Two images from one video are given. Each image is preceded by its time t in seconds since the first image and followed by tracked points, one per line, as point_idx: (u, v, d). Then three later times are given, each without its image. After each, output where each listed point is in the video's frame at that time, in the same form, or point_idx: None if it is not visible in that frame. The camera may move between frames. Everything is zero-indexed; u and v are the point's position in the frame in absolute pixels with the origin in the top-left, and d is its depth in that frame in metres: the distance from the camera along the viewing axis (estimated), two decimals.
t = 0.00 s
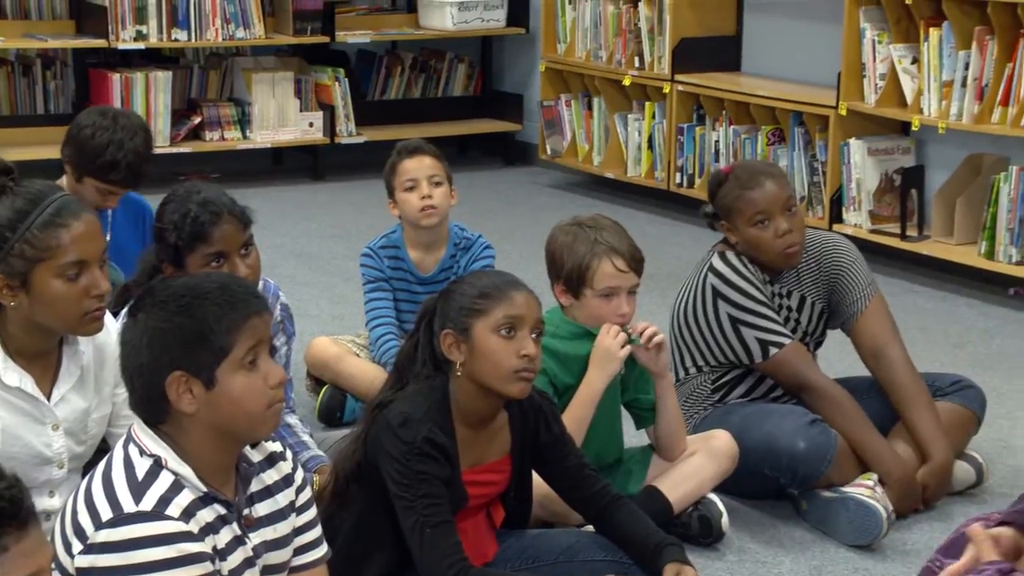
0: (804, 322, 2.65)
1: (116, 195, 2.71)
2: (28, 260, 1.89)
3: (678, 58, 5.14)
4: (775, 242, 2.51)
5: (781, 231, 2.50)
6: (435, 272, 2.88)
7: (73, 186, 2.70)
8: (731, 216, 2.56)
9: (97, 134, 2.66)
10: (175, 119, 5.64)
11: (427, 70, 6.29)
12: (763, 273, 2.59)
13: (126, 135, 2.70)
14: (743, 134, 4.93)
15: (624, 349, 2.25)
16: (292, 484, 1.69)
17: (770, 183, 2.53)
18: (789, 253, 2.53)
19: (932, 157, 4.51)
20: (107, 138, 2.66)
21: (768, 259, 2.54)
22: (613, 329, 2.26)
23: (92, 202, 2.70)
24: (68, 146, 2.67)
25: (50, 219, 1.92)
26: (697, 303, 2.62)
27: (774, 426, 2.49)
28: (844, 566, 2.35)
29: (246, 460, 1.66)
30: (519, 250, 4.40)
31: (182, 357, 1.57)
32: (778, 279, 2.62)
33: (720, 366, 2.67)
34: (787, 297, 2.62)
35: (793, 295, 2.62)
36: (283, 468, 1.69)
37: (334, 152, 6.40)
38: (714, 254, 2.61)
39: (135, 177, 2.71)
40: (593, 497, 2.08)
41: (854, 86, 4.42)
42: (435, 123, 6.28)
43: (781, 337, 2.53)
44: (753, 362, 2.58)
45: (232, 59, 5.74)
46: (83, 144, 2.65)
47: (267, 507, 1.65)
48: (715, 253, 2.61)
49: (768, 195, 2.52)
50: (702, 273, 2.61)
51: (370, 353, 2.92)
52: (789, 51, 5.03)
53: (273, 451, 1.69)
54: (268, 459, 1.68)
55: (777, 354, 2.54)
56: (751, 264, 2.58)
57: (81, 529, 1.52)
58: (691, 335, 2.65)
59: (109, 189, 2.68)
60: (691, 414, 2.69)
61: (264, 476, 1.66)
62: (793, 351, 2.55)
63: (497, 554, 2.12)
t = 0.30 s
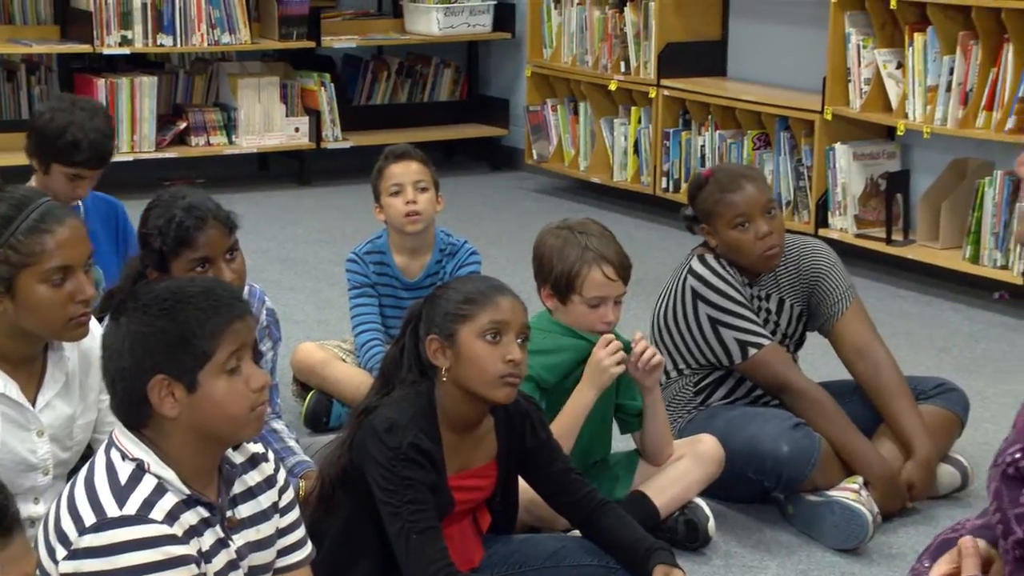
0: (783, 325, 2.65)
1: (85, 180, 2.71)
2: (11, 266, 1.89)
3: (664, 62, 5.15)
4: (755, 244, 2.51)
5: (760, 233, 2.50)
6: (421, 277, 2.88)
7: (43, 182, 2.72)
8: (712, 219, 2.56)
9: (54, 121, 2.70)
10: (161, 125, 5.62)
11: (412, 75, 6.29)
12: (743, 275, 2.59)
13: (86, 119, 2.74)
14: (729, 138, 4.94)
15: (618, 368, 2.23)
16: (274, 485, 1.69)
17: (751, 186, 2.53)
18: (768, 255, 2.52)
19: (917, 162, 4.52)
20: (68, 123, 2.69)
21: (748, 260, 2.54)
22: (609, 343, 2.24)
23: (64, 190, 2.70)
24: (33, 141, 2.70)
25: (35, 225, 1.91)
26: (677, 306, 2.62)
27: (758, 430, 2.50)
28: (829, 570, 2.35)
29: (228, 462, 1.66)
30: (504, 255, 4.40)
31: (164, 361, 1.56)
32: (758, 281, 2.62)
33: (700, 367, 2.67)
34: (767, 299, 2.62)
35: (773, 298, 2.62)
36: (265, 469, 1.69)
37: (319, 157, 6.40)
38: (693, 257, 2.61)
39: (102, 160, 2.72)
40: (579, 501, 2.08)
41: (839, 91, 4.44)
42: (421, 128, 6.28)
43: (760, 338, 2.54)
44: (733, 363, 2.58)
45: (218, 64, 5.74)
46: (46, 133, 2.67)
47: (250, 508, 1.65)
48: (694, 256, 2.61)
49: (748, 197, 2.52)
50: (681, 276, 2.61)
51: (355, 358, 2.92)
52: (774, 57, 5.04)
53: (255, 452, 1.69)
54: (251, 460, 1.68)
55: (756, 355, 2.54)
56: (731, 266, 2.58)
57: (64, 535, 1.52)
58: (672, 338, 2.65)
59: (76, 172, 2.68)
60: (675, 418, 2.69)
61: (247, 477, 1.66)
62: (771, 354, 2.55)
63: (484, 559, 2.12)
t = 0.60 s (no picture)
0: (775, 330, 2.66)
1: (64, 167, 2.81)
2: None
3: (651, 66, 5.15)
4: (751, 251, 2.51)
5: (757, 241, 2.50)
6: (408, 281, 2.88)
7: (27, 180, 2.82)
8: (709, 223, 2.55)
9: (27, 114, 2.82)
10: (148, 128, 5.59)
11: (400, 79, 6.29)
12: (737, 281, 2.59)
13: (58, 108, 2.85)
14: (716, 142, 4.94)
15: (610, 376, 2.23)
16: (264, 494, 1.68)
17: (751, 193, 2.53)
18: (763, 262, 2.52)
19: (903, 166, 4.53)
20: (40, 114, 2.81)
21: (742, 266, 2.54)
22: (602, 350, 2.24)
23: (45, 180, 2.79)
24: (10, 140, 2.82)
25: (20, 228, 1.90)
26: (668, 310, 2.62)
27: (746, 433, 2.51)
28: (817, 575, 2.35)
29: (220, 469, 1.65)
30: (492, 258, 4.40)
31: (157, 365, 1.56)
32: (750, 285, 2.62)
33: (692, 372, 2.67)
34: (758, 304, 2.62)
35: (764, 301, 2.63)
36: (256, 477, 1.68)
37: (306, 161, 6.39)
38: (688, 261, 2.61)
39: (77, 144, 2.83)
40: (567, 504, 2.08)
41: (827, 94, 4.45)
42: (409, 132, 6.27)
43: (752, 346, 2.54)
44: (724, 371, 2.59)
45: (204, 68, 5.72)
46: (21, 127, 2.79)
47: (240, 516, 1.64)
48: (689, 260, 2.61)
49: (748, 204, 2.51)
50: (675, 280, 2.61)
51: (343, 362, 2.92)
52: (760, 61, 5.05)
53: (246, 460, 1.68)
54: (242, 469, 1.67)
55: (748, 364, 2.55)
56: (723, 270, 2.58)
57: (50, 541, 1.51)
58: (663, 343, 2.66)
59: (52, 158, 2.79)
60: (665, 422, 2.69)
61: (238, 485, 1.66)
62: (763, 361, 2.56)
63: (472, 562, 2.11)
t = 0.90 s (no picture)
0: (761, 333, 2.66)
1: (53, 160, 2.82)
2: None
3: (636, 68, 5.16)
4: (738, 252, 2.52)
5: (745, 243, 2.51)
6: (393, 284, 2.88)
7: (18, 181, 2.82)
8: (697, 223, 2.56)
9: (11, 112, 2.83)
10: (132, 131, 5.60)
11: (385, 82, 6.29)
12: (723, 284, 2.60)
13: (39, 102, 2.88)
14: (701, 144, 4.95)
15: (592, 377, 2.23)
16: (247, 496, 1.68)
17: (740, 195, 2.53)
18: (750, 264, 2.53)
19: (888, 168, 4.54)
20: (23, 110, 2.83)
21: (728, 266, 2.54)
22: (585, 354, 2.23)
23: (36, 174, 2.80)
24: None
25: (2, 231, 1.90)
26: (655, 312, 2.62)
27: (732, 434, 2.51)
28: None
29: (201, 472, 1.65)
30: (477, 261, 4.40)
31: (138, 366, 1.55)
32: (738, 287, 2.62)
33: (677, 374, 2.67)
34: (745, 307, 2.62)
35: (752, 305, 2.63)
36: (238, 480, 1.67)
37: (291, 163, 6.38)
38: (676, 263, 2.62)
39: (63, 135, 2.85)
40: (553, 507, 2.08)
41: (811, 96, 4.45)
42: (395, 134, 6.27)
43: (733, 352, 2.56)
44: (706, 376, 2.60)
45: (189, 70, 5.72)
46: (6, 126, 2.80)
47: (223, 519, 1.64)
48: (677, 262, 2.62)
49: (737, 206, 2.51)
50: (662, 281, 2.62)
51: (328, 365, 2.92)
52: (745, 64, 5.06)
53: (229, 463, 1.68)
54: (224, 472, 1.67)
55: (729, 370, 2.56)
56: (709, 272, 2.59)
57: (31, 544, 1.51)
58: (648, 342, 2.66)
59: (42, 152, 2.80)
60: (650, 424, 2.69)
61: (221, 488, 1.65)
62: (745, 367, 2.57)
63: (458, 565, 2.12)
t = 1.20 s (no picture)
0: (741, 331, 2.66)
1: (50, 157, 2.84)
2: None
3: (620, 68, 5.16)
4: (715, 242, 2.53)
5: (722, 232, 2.52)
6: (377, 285, 2.88)
7: (19, 185, 2.84)
8: (674, 215, 2.58)
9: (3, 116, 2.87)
10: (114, 132, 5.59)
11: (369, 83, 6.28)
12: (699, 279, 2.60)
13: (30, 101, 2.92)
14: (685, 144, 4.96)
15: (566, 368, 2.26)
16: (228, 497, 1.67)
17: (714, 186, 2.56)
18: (727, 254, 2.54)
19: (870, 168, 4.55)
20: (14, 110, 2.87)
21: (705, 257, 2.55)
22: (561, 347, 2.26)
23: (36, 174, 2.82)
24: None
25: None
26: (633, 311, 2.62)
27: (714, 433, 2.51)
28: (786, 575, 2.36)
29: (182, 473, 1.65)
30: (461, 261, 4.40)
31: (117, 368, 1.55)
32: (717, 284, 2.63)
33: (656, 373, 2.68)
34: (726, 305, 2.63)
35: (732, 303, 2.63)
36: (219, 481, 1.67)
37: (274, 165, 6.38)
38: (652, 261, 2.61)
39: (57, 133, 2.89)
40: (536, 507, 2.08)
41: (794, 96, 4.46)
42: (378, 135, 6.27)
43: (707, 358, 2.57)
44: (680, 377, 2.61)
45: (172, 71, 5.71)
46: (1, 129, 2.84)
47: (205, 520, 1.63)
48: (654, 259, 2.61)
49: (712, 196, 2.54)
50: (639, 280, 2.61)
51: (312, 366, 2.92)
52: (727, 64, 5.07)
53: (210, 463, 1.67)
54: (205, 472, 1.66)
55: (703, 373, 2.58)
56: (686, 270, 2.59)
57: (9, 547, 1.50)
58: (627, 338, 2.66)
59: (38, 150, 2.83)
60: (631, 425, 2.69)
61: (202, 488, 1.65)
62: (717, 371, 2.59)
63: (442, 565, 2.12)
